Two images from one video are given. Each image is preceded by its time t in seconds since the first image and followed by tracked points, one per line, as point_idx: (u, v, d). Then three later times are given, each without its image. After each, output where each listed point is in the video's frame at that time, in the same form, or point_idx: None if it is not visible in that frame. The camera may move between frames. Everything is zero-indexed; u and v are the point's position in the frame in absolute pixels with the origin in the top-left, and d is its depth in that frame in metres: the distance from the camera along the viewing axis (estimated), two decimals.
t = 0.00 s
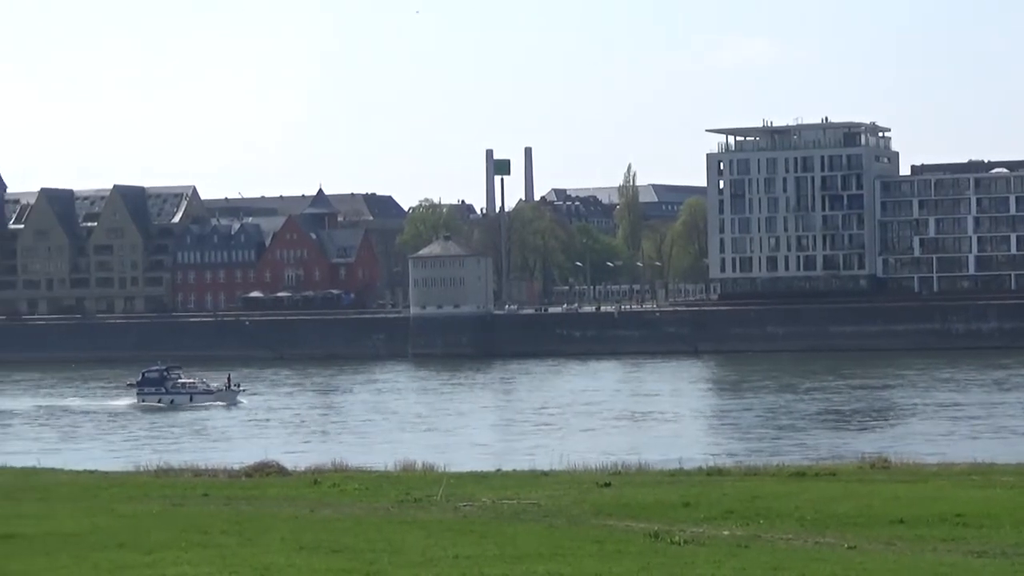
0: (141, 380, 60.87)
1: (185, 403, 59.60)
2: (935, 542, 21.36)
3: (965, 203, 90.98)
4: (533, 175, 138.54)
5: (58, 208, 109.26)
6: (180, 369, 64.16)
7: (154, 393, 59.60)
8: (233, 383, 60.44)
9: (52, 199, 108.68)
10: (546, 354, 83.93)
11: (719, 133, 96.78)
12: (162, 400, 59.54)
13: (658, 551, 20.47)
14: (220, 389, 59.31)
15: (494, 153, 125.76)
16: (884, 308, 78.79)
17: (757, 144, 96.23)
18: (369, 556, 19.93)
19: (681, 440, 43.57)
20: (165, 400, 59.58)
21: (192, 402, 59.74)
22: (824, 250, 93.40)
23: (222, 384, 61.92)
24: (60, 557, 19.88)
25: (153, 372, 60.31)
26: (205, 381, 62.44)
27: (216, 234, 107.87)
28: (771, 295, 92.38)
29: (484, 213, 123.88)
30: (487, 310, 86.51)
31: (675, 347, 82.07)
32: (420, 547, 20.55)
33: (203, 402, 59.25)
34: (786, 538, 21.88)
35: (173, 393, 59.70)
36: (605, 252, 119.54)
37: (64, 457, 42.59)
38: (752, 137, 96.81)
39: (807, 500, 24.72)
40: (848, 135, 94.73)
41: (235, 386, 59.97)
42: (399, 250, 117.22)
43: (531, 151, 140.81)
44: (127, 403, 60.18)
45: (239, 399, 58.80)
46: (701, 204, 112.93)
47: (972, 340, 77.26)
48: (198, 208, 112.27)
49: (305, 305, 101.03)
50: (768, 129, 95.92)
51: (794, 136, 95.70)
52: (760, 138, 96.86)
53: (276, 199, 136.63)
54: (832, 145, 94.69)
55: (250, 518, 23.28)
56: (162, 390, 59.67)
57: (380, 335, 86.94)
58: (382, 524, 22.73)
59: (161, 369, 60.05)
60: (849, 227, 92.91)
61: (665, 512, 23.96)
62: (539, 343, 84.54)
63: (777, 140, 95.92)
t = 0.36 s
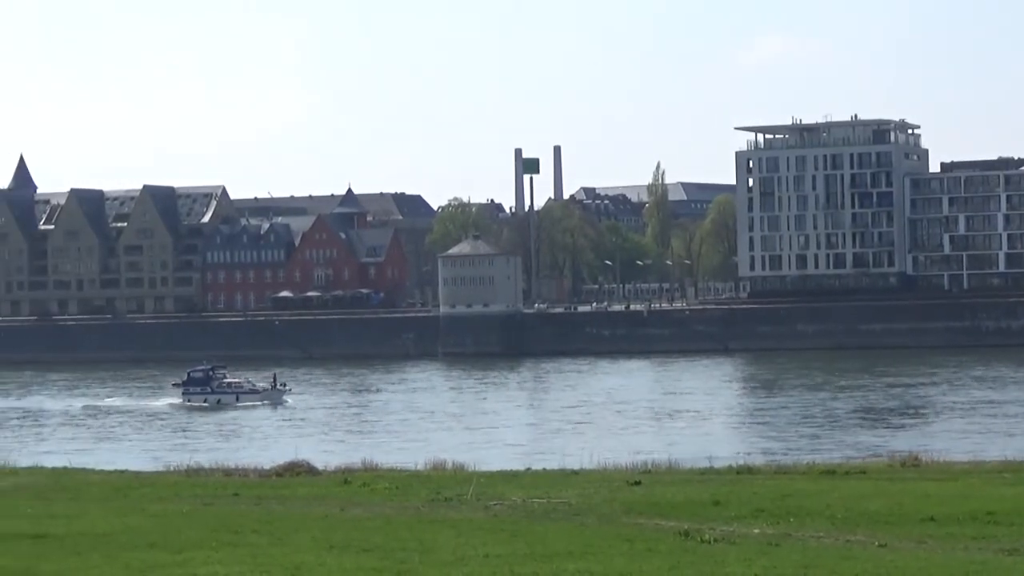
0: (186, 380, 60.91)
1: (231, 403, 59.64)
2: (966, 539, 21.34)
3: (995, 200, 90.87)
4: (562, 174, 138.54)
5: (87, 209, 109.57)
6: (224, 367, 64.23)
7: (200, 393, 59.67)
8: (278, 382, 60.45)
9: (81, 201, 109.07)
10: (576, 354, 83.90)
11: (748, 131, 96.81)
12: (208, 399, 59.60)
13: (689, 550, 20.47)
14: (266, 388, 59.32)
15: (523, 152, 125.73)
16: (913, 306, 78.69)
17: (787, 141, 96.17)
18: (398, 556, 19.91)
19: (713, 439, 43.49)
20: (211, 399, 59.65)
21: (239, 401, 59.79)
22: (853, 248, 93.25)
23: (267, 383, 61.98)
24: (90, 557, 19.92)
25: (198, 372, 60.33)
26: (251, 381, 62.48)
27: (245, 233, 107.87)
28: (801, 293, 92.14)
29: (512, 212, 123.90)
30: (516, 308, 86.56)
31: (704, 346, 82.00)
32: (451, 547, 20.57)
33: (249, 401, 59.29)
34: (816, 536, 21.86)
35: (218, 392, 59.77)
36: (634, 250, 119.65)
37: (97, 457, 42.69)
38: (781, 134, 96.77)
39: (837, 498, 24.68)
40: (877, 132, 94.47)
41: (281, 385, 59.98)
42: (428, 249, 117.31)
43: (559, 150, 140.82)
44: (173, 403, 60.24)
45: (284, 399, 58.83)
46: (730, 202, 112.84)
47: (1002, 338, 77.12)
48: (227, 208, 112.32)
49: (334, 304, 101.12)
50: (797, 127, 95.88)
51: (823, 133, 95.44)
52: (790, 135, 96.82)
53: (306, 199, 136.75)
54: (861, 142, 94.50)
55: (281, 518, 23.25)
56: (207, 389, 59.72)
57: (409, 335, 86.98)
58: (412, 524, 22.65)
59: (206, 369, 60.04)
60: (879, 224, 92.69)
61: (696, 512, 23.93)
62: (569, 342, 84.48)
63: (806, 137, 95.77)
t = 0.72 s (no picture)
0: (234, 378, 61.12)
1: (280, 401, 59.86)
2: (999, 535, 21.31)
3: None
4: (594, 171, 138.51)
5: (120, 208, 109.74)
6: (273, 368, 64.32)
7: (250, 392, 59.88)
8: (327, 380, 60.58)
9: (115, 200, 109.30)
10: (609, 351, 83.87)
11: (780, 127, 96.81)
12: (257, 398, 59.77)
13: (721, 547, 20.46)
14: (314, 386, 59.42)
15: (555, 150, 125.74)
16: (947, 302, 78.23)
17: (819, 137, 96.02)
18: (431, 553, 19.93)
19: (748, 435, 43.46)
20: (261, 398, 59.85)
21: (287, 400, 59.95)
22: (886, 244, 93.02)
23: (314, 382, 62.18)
24: (123, 557, 19.89)
25: (247, 370, 60.53)
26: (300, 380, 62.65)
27: (277, 232, 108.03)
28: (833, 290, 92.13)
29: (544, 209, 123.92)
30: (550, 306, 86.65)
31: (737, 342, 81.92)
32: (484, 544, 20.58)
33: (298, 398, 59.41)
34: (851, 532, 21.86)
35: (267, 390, 60.01)
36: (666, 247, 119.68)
37: (130, 456, 42.70)
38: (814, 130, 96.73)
39: (869, 494, 24.64)
40: (909, 128, 94.18)
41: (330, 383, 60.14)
42: (460, 247, 117.48)
43: (591, 147, 140.77)
44: (221, 400, 60.40)
45: (333, 396, 58.95)
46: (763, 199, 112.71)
47: None
48: (259, 206, 112.30)
49: (366, 302, 101.21)
50: (829, 122, 95.37)
51: (855, 129, 95.02)
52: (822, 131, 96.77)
53: (339, 197, 136.94)
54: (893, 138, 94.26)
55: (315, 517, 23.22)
56: (256, 387, 59.96)
57: (442, 332, 87.04)
58: (446, 521, 22.60)
59: (255, 366, 60.35)
60: (911, 220, 92.52)
61: (729, 509, 23.93)
62: (601, 339, 84.42)
63: (839, 134, 95.22)
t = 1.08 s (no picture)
0: (284, 377, 61.36)
1: (331, 398, 59.75)
2: None
3: None
4: (627, 167, 138.50)
5: (154, 206, 110.17)
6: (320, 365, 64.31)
7: (300, 389, 59.43)
8: (378, 377, 60.62)
9: (149, 199, 109.76)
10: (643, 347, 83.82)
11: (814, 123, 96.59)
12: (307, 395, 59.44)
13: (758, 543, 20.45)
14: (365, 384, 59.25)
15: (588, 147, 125.73)
16: (981, 296, 77.60)
17: (853, 132, 95.80)
18: (465, 551, 19.95)
19: (785, 431, 43.44)
20: (311, 395, 59.47)
21: (337, 397, 59.76)
22: (921, 239, 92.94)
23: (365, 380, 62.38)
24: (159, 554, 19.92)
25: (297, 368, 60.85)
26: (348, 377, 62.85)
27: (311, 230, 107.73)
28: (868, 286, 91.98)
29: (578, 206, 123.97)
30: (584, 303, 87.05)
31: (771, 338, 81.84)
32: (519, 542, 20.59)
33: (348, 397, 59.25)
34: (887, 528, 21.86)
35: (318, 388, 59.74)
36: (701, 243, 119.69)
37: (168, 454, 42.79)
38: (847, 125, 96.44)
39: (905, 490, 24.60)
40: (943, 123, 93.95)
41: (381, 380, 60.02)
42: (494, 243, 117.63)
43: (624, 143, 140.76)
44: (271, 398, 60.41)
45: (383, 393, 58.99)
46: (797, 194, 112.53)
47: None
48: (292, 206, 112.38)
49: (401, 299, 101.24)
50: (864, 117, 95.38)
51: (889, 124, 94.94)
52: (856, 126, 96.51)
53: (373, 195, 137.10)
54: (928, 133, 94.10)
55: (351, 514, 23.25)
56: (307, 385, 59.66)
57: (476, 329, 87.16)
58: (482, 519, 22.60)
59: (304, 364, 60.48)
60: (947, 215, 92.42)
61: (765, 505, 23.93)
62: (635, 335, 84.37)
63: (873, 129, 95.25)
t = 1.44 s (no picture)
0: (338, 374, 61.15)
1: (385, 396, 59.91)
2: None
3: None
4: (665, 166, 138.49)
5: (193, 205, 110.32)
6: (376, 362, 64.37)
7: (353, 387, 59.77)
8: (433, 375, 60.61)
9: (188, 198, 110.01)
10: (681, 345, 83.76)
11: (852, 119, 96.52)
12: (362, 394, 59.68)
13: (797, 540, 20.45)
14: (419, 381, 59.49)
15: (626, 145, 125.72)
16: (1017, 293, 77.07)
17: (891, 129, 95.61)
18: (505, 549, 19.95)
19: (823, 429, 43.32)
20: (364, 393, 59.78)
21: (391, 395, 59.99)
22: (959, 236, 92.52)
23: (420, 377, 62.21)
24: (197, 553, 19.95)
25: (352, 365, 60.56)
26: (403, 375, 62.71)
27: (350, 228, 107.90)
28: (906, 282, 91.57)
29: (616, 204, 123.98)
30: (623, 299, 86.83)
31: (810, 336, 81.73)
32: (558, 540, 20.58)
33: (402, 394, 59.50)
34: (926, 526, 21.82)
35: (372, 386, 59.94)
36: (739, 241, 119.55)
37: (210, 452, 42.86)
38: (886, 121, 96.16)
39: (943, 487, 24.59)
40: (982, 119, 93.64)
41: (436, 378, 60.13)
42: (532, 241, 117.71)
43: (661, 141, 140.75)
44: (323, 396, 60.37)
45: (438, 392, 58.83)
46: (835, 191, 112.24)
47: None
48: (331, 203, 113.24)
49: (439, 297, 101.41)
50: (902, 115, 95.34)
51: (928, 121, 94.84)
52: (894, 122, 96.19)
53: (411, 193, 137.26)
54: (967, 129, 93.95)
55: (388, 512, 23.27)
56: (361, 383, 59.90)
57: (514, 327, 87.17)
58: (522, 517, 22.59)
59: (359, 363, 60.26)
60: (986, 211, 91.97)
61: (803, 502, 23.92)
62: (673, 333, 84.34)
63: (911, 126, 95.15)
